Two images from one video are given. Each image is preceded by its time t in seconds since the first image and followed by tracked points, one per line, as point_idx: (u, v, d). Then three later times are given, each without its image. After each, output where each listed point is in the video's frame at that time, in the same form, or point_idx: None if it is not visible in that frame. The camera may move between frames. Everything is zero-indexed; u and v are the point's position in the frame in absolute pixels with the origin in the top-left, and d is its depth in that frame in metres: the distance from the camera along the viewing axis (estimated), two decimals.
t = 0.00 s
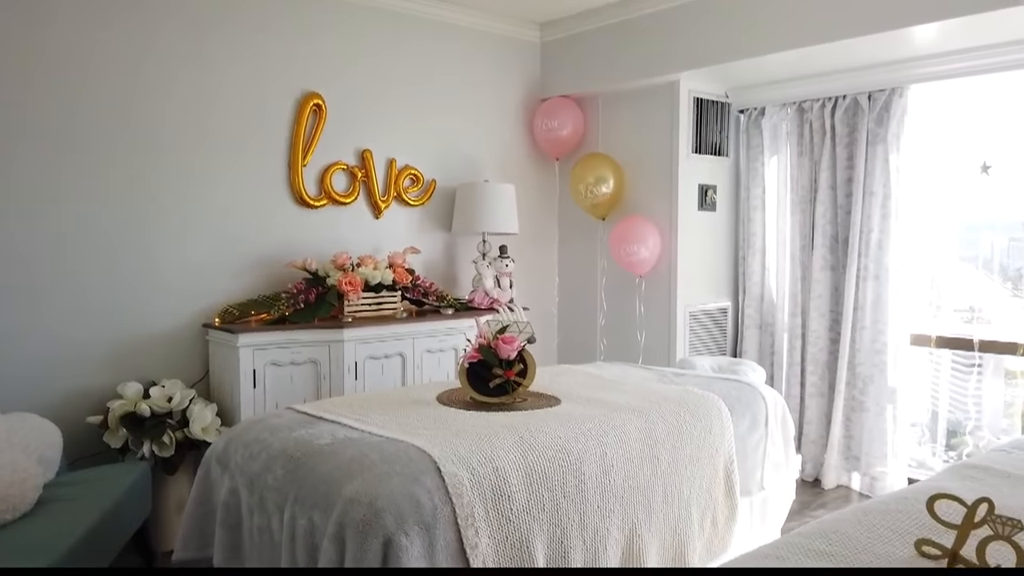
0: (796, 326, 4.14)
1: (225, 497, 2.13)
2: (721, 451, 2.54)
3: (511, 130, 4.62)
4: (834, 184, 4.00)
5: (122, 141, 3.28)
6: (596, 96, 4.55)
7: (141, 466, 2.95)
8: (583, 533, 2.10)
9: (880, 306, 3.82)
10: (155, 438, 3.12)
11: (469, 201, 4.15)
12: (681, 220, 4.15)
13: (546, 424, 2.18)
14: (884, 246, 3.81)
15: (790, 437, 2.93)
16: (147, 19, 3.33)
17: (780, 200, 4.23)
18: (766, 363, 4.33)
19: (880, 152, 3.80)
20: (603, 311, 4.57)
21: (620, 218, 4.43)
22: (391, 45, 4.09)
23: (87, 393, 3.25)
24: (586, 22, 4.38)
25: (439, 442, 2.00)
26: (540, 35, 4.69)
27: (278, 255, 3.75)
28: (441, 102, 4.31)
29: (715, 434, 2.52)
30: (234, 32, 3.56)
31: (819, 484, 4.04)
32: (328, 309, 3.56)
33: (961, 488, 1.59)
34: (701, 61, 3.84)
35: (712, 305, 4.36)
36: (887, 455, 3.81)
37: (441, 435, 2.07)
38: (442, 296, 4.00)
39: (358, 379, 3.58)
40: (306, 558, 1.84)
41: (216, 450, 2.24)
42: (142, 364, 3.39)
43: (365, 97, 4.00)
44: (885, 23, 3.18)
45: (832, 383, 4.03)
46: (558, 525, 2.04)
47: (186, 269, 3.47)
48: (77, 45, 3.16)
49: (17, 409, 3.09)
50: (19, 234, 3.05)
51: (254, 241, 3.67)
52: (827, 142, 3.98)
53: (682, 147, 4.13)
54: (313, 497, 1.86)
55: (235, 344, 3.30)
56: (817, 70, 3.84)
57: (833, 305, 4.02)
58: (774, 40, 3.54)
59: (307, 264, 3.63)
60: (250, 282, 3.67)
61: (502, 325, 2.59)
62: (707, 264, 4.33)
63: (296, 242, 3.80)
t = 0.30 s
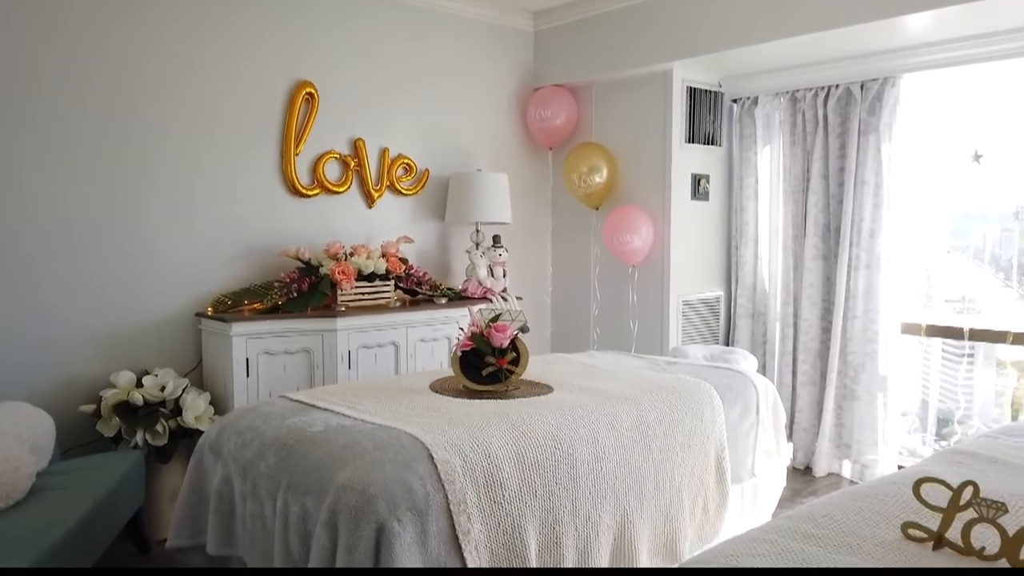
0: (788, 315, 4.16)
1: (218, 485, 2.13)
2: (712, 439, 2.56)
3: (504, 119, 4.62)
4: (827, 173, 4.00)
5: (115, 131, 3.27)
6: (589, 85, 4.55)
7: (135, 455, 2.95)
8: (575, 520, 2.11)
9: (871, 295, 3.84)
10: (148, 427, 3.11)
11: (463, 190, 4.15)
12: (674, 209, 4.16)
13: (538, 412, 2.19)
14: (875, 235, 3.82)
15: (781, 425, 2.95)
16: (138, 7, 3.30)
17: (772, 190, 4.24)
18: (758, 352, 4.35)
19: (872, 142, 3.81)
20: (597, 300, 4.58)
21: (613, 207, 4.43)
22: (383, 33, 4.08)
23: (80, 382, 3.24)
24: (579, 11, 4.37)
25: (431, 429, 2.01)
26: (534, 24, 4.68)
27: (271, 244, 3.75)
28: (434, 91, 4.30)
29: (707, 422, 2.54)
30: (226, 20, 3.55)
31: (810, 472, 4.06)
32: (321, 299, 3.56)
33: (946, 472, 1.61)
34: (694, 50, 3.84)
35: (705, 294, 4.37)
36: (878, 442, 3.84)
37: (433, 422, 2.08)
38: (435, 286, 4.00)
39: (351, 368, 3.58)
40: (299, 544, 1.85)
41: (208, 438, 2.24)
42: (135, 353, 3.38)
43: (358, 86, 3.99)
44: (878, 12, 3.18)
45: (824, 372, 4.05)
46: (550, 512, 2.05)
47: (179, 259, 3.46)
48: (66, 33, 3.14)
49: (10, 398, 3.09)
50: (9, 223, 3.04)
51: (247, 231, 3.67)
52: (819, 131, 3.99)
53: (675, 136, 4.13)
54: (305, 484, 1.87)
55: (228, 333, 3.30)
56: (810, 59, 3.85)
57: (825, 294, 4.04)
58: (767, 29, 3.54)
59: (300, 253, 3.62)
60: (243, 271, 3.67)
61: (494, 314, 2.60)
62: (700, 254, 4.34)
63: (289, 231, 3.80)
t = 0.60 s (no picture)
0: (781, 304, 4.17)
1: (212, 473, 2.14)
2: (705, 427, 2.57)
3: (498, 108, 4.61)
4: (820, 163, 4.01)
5: (105, 122, 3.25)
6: (583, 74, 4.55)
7: (129, 443, 2.95)
8: (568, 507, 2.13)
9: (864, 284, 3.85)
10: (142, 416, 3.13)
11: (457, 179, 4.14)
12: (668, 198, 4.17)
13: (531, 400, 2.20)
14: (868, 225, 3.84)
15: (773, 413, 2.97)
16: None
17: (766, 179, 4.25)
18: (751, 341, 4.37)
19: (866, 131, 3.82)
20: (591, 290, 4.59)
21: (607, 197, 4.44)
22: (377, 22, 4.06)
23: (73, 371, 3.24)
24: None
25: (425, 417, 2.01)
26: (528, 12, 4.67)
27: (265, 234, 3.75)
28: (428, 80, 4.29)
29: (700, 410, 2.55)
30: (218, 8, 3.53)
31: (803, 460, 4.09)
32: (315, 288, 3.55)
33: (934, 458, 1.62)
34: (689, 39, 3.84)
35: (699, 284, 4.38)
36: (869, 431, 3.87)
37: (426, 410, 2.09)
38: (430, 276, 4.01)
39: (345, 358, 3.58)
40: (293, 531, 1.86)
41: (202, 426, 2.25)
42: (128, 342, 3.38)
43: (352, 75, 3.98)
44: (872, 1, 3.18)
45: (817, 361, 4.07)
46: (543, 499, 2.06)
47: (170, 250, 3.45)
48: (57, 21, 3.12)
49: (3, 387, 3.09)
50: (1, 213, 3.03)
51: (240, 220, 3.66)
52: (813, 121, 3.99)
53: (669, 126, 4.13)
54: (299, 471, 1.88)
55: (222, 322, 3.30)
56: (805, 48, 3.85)
57: (818, 283, 4.06)
58: (761, 17, 3.54)
59: (294, 243, 3.61)
60: (237, 261, 3.66)
61: (488, 303, 2.60)
62: (694, 243, 4.35)
63: (283, 220, 3.79)
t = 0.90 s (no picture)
0: (776, 294, 4.18)
1: (207, 462, 2.14)
2: (699, 415, 2.59)
3: (493, 98, 4.60)
4: (814, 153, 4.02)
5: (99, 117, 3.25)
6: (578, 64, 4.54)
7: (124, 433, 2.95)
8: (561, 494, 2.14)
9: (857, 274, 3.87)
10: (137, 405, 3.13)
11: (452, 169, 4.14)
12: (662, 189, 4.17)
13: (526, 389, 2.21)
14: (862, 215, 3.85)
15: (767, 401, 2.99)
16: None
17: (760, 169, 4.25)
18: (746, 331, 4.38)
19: (860, 122, 3.83)
20: (586, 280, 4.60)
21: (602, 187, 4.44)
22: (371, 11, 4.05)
23: (68, 362, 3.24)
24: None
25: (419, 406, 2.02)
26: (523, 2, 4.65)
27: (260, 224, 3.74)
28: (423, 70, 4.28)
29: (693, 398, 2.57)
30: None
31: (796, 449, 4.12)
32: (309, 278, 3.55)
33: (923, 444, 1.64)
34: (684, 29, 3.83)
35: (694, 274, 4.40)
36: (862, 420, 3.89)
37: (421, 399, 2.09)
38: (425, 266, 4.01)
39: (341, 348, 3.58)
40: (287, 519, 1.87)
41: (197, 416, 2.25)
42: (123, 333, 3.38)
43: (346, 65, 3.97)
44: None
45: (810, 350, 4.09)
46: (537, 487, 2.07)
47: (165, 243, 3.45)
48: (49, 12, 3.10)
49: None
50: None
51: (235, 210, 3.65)
52: (807, 111, 4.00)
53: (664, 116, 4.13)
54: (293, 460, 1.88)
55: (216, 312, 3.29)
56: (799, 38, 3.85)
57: (812, 274, 4.07)
58: (755, 7, 3.54)
59: (289, 233, 3.61)
60: (231, 251, 3.66)
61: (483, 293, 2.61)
62: (689, 234, 4.35)
63: (277, 210, 3.79)
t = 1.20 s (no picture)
0: (771, 285, 4.19)
1: (202, 452, 2.15)
2: (693, 405, 2.60)
3: (489, 89, 4.59)
4: (810, 144, 4.02)
5: (94, 110, 3.24)
6: (574, 54, 4.53)
7: (120, 423, 2.96)
8: (556, 483, 2.14)
9: (852, 265, 3.88)
10: (133, 396, 3.13)
11: (447, 160, 4.14)
12: (658, 179, 4.17)
13: (521, 379, 2.22)
14: (857, 206, 3.86)
15: (761, 391, 3.00)
16: None
17: (756, 159, 4.25)
18: (741, 321, 4.39)
19: (855, 112, 3.83)
20: (581, 271, 4.60)
21: (598, 178, 4.44)
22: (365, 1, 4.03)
23: (63, 353, 3.24)
24: None
25: (414, 396, 2.03)
26: None
27: (255, 215, 3.73)
28: (418, 60, 4.26)
29: (687, 389, 2.58)
30: None
31: (790, 439, 4.14)
32: (305, 269, 3.56)
33: (915, 432, 1.65)
34: (680, 19, 3.82)
35: (690, 265, 4.41)
36: (856, 410, 3.91)
37: (415, 389, 2.10)
38: (421, 257, 4.01)
39: (337, 339, 3.58)
40: (283, 508, 1.87)
41: (192, 405, 2.26)
42: (118, 323, 3.38)
43: (341, 55, 3.96)
44: None
45: (805, 341, 4.10)
46: (531, 476, 2.08)
47: (161, 236, 3.45)
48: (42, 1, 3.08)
49: None
50: None
51: (230, 201, 3.65)
52: (803, 101, 4.00)
53: (659, 107, 4.12)
54: (289, 449, 1.89)
55: (212, 302, 3.29)
56: (796, 28, 3.84)
57: (807, 264, 4.07)
58: None
59: (284, 224, 3.60)
60: (226, 242, 3.65)
61: (478, 283, 2.61)
62: (684, 224, 4.36)
63: (272, 201, 3.78)
